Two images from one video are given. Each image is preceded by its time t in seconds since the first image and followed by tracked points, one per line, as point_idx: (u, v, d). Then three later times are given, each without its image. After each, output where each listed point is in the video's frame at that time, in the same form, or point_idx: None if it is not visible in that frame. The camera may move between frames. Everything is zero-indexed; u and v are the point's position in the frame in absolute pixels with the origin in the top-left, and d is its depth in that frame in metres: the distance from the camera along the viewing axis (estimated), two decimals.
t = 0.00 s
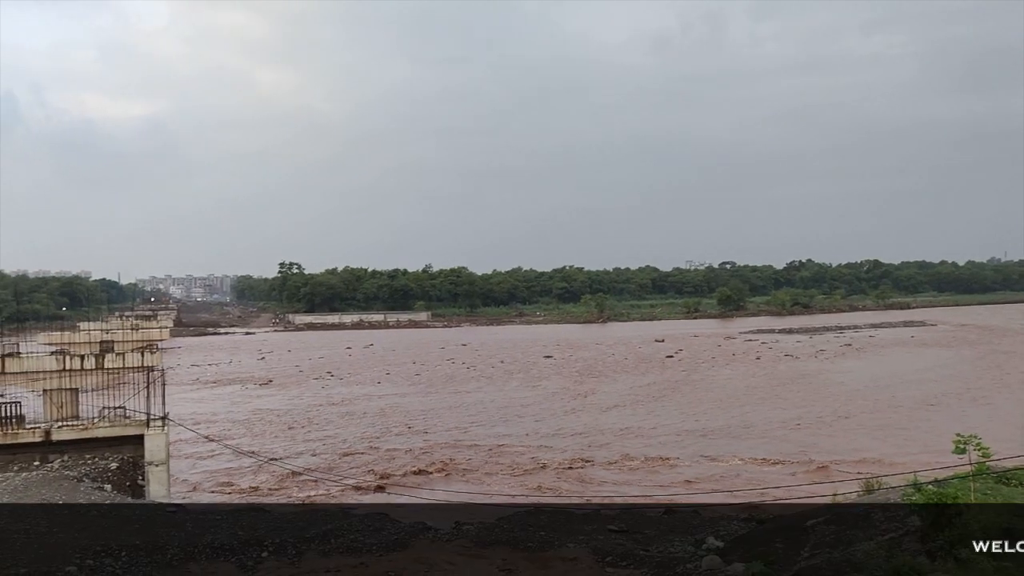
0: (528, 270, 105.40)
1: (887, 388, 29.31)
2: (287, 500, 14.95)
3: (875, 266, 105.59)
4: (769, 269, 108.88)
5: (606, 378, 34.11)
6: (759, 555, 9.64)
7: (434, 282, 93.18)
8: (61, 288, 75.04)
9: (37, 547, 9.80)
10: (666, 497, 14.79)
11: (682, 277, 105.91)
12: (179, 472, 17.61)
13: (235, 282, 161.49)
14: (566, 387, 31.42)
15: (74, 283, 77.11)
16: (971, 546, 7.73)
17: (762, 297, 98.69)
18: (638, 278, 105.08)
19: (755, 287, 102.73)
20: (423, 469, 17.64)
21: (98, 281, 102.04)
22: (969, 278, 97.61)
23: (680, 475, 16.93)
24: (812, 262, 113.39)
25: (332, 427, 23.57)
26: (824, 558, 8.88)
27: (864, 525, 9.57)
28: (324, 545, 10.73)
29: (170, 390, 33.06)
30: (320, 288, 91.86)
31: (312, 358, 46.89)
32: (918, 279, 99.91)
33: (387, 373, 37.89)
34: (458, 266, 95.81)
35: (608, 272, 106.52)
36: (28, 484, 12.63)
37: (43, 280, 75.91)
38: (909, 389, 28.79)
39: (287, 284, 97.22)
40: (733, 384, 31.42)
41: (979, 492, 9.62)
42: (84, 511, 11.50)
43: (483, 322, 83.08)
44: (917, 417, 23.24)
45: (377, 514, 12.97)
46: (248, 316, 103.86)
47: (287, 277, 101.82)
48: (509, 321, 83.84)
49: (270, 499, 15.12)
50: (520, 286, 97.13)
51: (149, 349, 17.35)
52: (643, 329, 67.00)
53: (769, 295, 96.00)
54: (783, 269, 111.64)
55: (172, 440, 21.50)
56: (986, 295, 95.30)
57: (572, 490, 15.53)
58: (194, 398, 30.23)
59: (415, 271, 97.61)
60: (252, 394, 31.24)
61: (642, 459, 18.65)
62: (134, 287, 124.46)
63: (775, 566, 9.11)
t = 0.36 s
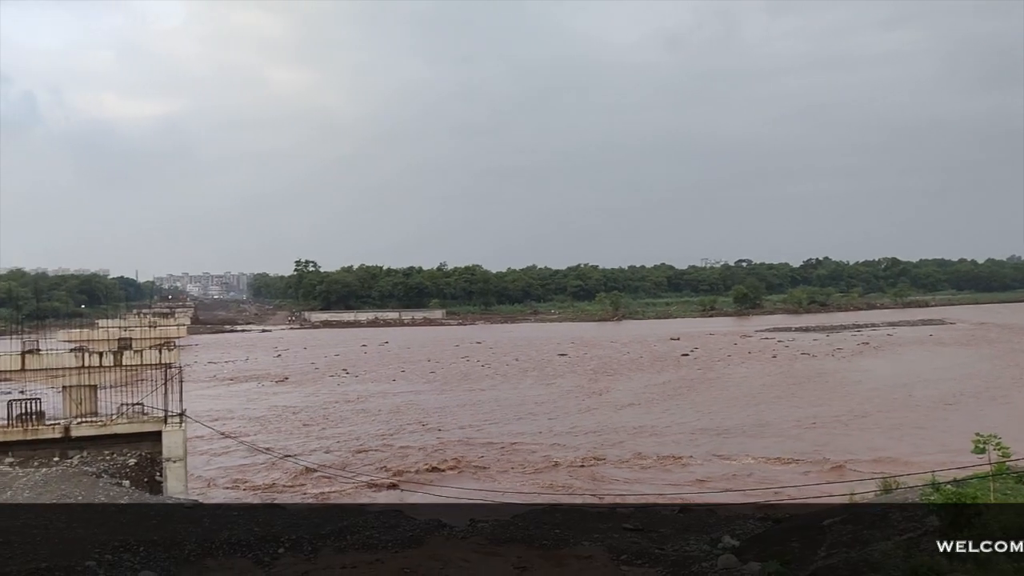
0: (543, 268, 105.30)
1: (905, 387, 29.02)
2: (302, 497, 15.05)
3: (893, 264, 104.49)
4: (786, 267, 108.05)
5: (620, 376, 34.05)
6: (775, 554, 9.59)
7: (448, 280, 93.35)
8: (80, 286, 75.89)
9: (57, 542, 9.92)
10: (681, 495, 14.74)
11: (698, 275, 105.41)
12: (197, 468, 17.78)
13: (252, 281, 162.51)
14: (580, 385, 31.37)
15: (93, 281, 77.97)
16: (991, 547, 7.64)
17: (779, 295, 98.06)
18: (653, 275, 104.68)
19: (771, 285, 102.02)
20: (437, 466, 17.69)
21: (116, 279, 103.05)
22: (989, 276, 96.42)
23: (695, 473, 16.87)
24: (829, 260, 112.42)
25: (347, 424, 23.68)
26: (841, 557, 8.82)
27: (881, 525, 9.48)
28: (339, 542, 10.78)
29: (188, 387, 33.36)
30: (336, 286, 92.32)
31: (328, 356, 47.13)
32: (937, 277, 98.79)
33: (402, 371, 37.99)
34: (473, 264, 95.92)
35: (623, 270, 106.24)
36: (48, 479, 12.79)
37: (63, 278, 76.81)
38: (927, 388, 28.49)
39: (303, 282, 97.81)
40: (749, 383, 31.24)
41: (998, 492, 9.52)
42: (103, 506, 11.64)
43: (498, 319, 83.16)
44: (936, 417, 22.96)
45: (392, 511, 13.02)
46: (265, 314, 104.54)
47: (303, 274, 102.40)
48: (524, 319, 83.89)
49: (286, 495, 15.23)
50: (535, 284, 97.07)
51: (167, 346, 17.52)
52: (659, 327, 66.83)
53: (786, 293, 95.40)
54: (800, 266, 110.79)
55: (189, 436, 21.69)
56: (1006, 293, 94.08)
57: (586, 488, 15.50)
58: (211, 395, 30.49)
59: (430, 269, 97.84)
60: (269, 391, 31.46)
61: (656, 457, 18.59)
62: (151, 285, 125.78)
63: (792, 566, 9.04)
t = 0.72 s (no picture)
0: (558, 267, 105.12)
1: (923, 385, 28.70)
2: (317, 494, 15.12)
3: (911, 262, 103.41)
4: (802, 265, 107.19)
5: (635, 375, 33.95)
6: (792, 554, 9.51)
7: (462, 279, 93.43)
8: (99, 284, 76.67)
9: (77, 538, 10.04)
10: (696, 494, 14.66)
11: (713, 273, 104.81)
12: (214, 466, 17.93)
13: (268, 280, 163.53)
14: (595, 384, 31.29)
15: (110, 280, 78.74)
16: (1013, 548, 7.52)
17: (795, 293, 97.31)
18: (668, 274, 104.20)
19: (787, 283, 101.26)
20: (451, 464, 17.71)
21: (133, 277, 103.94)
22: (1009, 274, 95.16)
23: (709, 472, 16.77)
24: (845, 258, 111.45)
25: (361, 422, 23.79)
26: (858, 557, 8.73)
27: (899, 525, 9.37)
28: (355, 539, 10.84)
29: (205, 385, 33.63)
30: (351, 284, 92.78)
31: (343, 354, 47.34)
32: (956, 275, 97.67)
33: (417, 369, 38.07)
34: (487, 263, 95.95)
35: (638, 268, 105.84)
36: (68, 476, 12.93)
37: (81, 276, 77.63)
38: (945, 387, 28.15)
39: (318, 281, 98.28)
40: (764, 381, 31.03)
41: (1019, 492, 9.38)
42: (121, 504, 11.76)
43: (512, 318, 83.13)
44: (954, 416, 22.71)
45: (406, 509, 13.04)
46: (280, 312, 105.19)
47: (318, 273, 102.90)
48: (538, 317, 83.74)
49: (301, 493, 15.31)
50: (549, 282, 96.91)
51: (183, 344, 17.69)
52: (674, 325, 66.51)
53: (802, 291, 94.64)
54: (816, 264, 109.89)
55: (205, 434, 21.87)
56: None
57: (600, 487, 15.46)
58: (228, 393, 30.72)
59: (445, 267, 98.02)
60: (284, 389, 31.66)
61: (671, 456, 18.50)
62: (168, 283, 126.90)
63: (808, 566, 8.96)
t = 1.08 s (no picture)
0: (576, 266, 104.83)
1: (948, 385, 28.31)
2: (338, 493, 15.21)
3: (935, 260, 102.00)
4: (823, 263, 106.15)
5: (654, 374, 33.81)
6: (814, 554, 9.42)
7: (481, 278, 93.57)
8: (122, 284, 77.57)
9: (102, 535, 10.17)
10: (715, 494, 14.56)
11: (733, 271, 104.08)
12: (235, 464, 18.09)
13: (288, 279, 164.64)
14: (614, 383, 31.22)
15: (133, 281, 79.77)
16: None
17: (816, 292, 96.40)
18: (687, 272, 103.60)
19: (809, 281, 100.29)
20: (470, 463, 17.75)
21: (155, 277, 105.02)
22: None
23: (729, 472, 16.66)
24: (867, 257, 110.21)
25: (380, 421, 23.89)
26: (882, 557, 8.64)
27: (924, 526, 9.24)
28: (375, 537, 10.89)
29: (227, 384, 33.98)
30: (370, 283, 93.27)
31: (363, 353, 47.63)
32: (981, 273, 96.21)
33: (436, 368, 38.20)
34: (505, 262, 96.02)
35: (657, 267, 105.34)
36: (93, 474, 13.12)
37: (104, 276, 78.54)
38: (970, 386, 27.74)
39: (338, 280, 98.90)
40: (784, 380, 30.80)
41: None
42: (145, 501, 11.92)
43: (531, 317, 83.06)
44: (979, 416, 22.39)
45: (426, 507, 13.10)
46: (301, 312, 105.97)
47: (338, 273, 103.57)
48: (557, 317, 83.61)
49: (321, 492, 15.40)
50: (567, 282, 96.76)
51: (205, 344, 17.91)
52: (694, 324, 66.13)
53: (823, 290, 93.69)
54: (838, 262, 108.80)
55: (227, 432, 22.10)
56: None
57: (619, 486, 15.41)
58: (249, 392, 31.00)
59: (463, 267, 98.23)
60: (305, 388, 31.91)
61: (690, 456, 18.40)
62: (190, 283, 128.31)
63: (831, 566, 8.87)
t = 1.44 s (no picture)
0: (598, 264, 104.53)
1: (977, 384, 27.81)
2: (361, 491, 15.30)
3: (963, 257, 100.23)
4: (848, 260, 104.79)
5: (677, 373, 33.60)
6: (840, 554, 9.29)
7: (502, 276, 93.60)
8: (148, 284, 78.69)
9: (129, 532, 10.33)
10: (739, 494, 14.43)
11: (757, 269, 103.12)
12: (259, 462, 18.26)
13: (311, 279, 166.07)
14: (636, 382, 31.10)
15: (159, 281, 80.85)
16: None
17: (841, 289, 95.21)
18: (710, 270, 102.84)
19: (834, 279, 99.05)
20: (491, 461, 17.77)
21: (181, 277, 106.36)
22: None
23: (753, 472, 16.50)
24: (893, 254, 108.78)
25: (402, 419, 24.00)
26: (909, 557, 8.49)
27: (952, 527, 9.08)
28: (398, 535, 10.94)
29: (251, 382, 34.32)
30: (392, 282, 93.83)
31: (385, 352, 47.88)
32: (1011, 269, 94.34)
33: (458, 367, 38.25)
34: (527, 261, 96.00)
35: (679, 265, 104.69)
36: (120, 471, 13.32)
37: (131, 276, 79.71)
38: (999, 385, 27.23)
39: (360, 280, 99.50)
40: (809, 379, 30.46)
41: None
42: (171, 499, 12.08)
43: (553, 316, 82.91)
44: (1009, 415, 21.97)
45: (448, 505, 13.14)
46: (324, 311, 106.78)
47: (360, 272, 104.20)
48: (579, 315, 83.42)
49: (344, 490, 15.50)
50: (589, 280, 96.49)
51: (229, 343, 18.10)
52: (717, 323, 65.59)
53: (849, 287, 92.52)
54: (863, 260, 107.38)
55: (251, 431, 22.31)
56: None
57: (641, 486, 15.32)
58: (273, 390, 31.29)
59: (485, 266, 98.33)
60: (328, 387, 32.14)
61: (712, 455, 18.25)
62: (215, 283, 129.88)
63: (856, 567, 8.75)
